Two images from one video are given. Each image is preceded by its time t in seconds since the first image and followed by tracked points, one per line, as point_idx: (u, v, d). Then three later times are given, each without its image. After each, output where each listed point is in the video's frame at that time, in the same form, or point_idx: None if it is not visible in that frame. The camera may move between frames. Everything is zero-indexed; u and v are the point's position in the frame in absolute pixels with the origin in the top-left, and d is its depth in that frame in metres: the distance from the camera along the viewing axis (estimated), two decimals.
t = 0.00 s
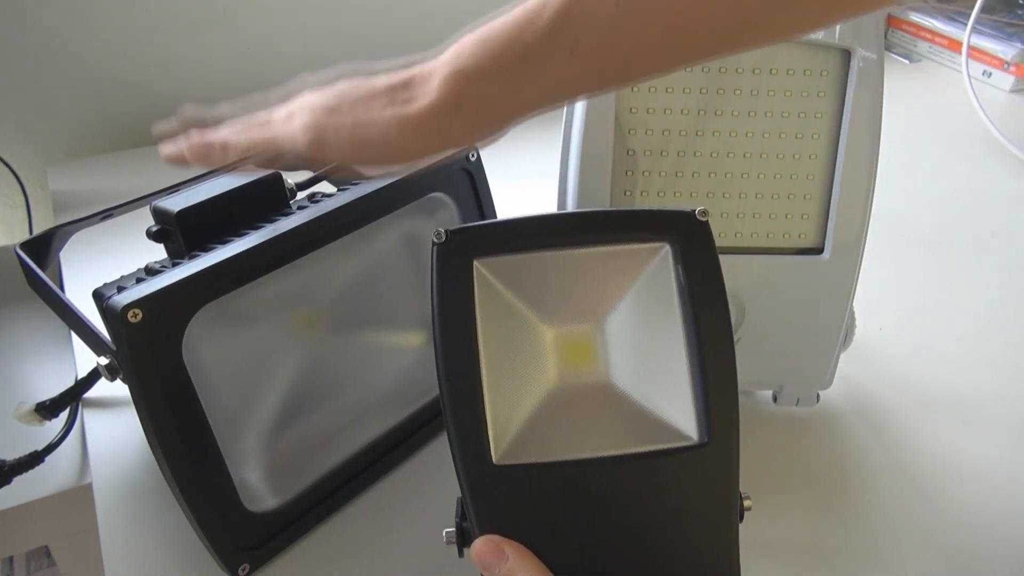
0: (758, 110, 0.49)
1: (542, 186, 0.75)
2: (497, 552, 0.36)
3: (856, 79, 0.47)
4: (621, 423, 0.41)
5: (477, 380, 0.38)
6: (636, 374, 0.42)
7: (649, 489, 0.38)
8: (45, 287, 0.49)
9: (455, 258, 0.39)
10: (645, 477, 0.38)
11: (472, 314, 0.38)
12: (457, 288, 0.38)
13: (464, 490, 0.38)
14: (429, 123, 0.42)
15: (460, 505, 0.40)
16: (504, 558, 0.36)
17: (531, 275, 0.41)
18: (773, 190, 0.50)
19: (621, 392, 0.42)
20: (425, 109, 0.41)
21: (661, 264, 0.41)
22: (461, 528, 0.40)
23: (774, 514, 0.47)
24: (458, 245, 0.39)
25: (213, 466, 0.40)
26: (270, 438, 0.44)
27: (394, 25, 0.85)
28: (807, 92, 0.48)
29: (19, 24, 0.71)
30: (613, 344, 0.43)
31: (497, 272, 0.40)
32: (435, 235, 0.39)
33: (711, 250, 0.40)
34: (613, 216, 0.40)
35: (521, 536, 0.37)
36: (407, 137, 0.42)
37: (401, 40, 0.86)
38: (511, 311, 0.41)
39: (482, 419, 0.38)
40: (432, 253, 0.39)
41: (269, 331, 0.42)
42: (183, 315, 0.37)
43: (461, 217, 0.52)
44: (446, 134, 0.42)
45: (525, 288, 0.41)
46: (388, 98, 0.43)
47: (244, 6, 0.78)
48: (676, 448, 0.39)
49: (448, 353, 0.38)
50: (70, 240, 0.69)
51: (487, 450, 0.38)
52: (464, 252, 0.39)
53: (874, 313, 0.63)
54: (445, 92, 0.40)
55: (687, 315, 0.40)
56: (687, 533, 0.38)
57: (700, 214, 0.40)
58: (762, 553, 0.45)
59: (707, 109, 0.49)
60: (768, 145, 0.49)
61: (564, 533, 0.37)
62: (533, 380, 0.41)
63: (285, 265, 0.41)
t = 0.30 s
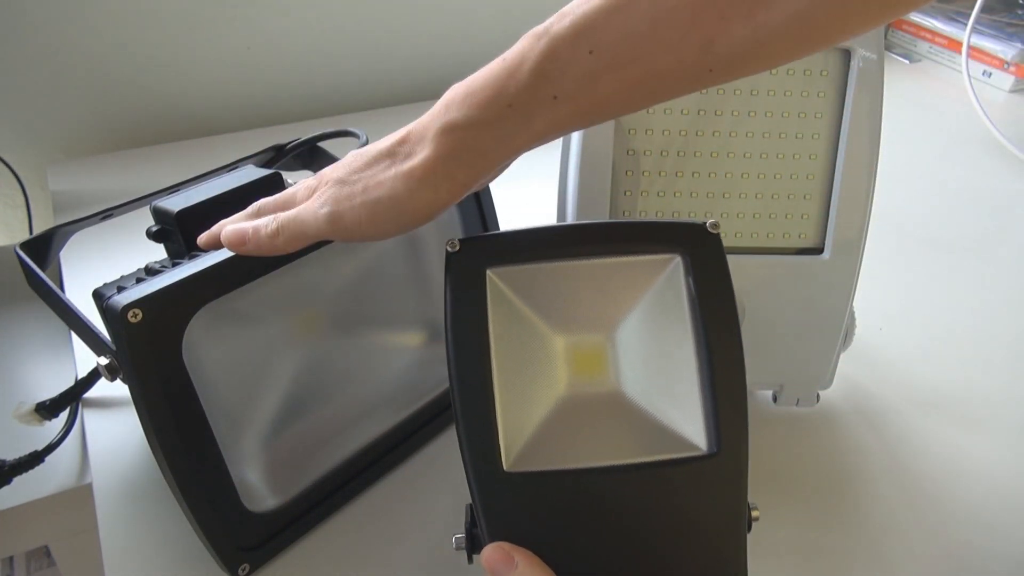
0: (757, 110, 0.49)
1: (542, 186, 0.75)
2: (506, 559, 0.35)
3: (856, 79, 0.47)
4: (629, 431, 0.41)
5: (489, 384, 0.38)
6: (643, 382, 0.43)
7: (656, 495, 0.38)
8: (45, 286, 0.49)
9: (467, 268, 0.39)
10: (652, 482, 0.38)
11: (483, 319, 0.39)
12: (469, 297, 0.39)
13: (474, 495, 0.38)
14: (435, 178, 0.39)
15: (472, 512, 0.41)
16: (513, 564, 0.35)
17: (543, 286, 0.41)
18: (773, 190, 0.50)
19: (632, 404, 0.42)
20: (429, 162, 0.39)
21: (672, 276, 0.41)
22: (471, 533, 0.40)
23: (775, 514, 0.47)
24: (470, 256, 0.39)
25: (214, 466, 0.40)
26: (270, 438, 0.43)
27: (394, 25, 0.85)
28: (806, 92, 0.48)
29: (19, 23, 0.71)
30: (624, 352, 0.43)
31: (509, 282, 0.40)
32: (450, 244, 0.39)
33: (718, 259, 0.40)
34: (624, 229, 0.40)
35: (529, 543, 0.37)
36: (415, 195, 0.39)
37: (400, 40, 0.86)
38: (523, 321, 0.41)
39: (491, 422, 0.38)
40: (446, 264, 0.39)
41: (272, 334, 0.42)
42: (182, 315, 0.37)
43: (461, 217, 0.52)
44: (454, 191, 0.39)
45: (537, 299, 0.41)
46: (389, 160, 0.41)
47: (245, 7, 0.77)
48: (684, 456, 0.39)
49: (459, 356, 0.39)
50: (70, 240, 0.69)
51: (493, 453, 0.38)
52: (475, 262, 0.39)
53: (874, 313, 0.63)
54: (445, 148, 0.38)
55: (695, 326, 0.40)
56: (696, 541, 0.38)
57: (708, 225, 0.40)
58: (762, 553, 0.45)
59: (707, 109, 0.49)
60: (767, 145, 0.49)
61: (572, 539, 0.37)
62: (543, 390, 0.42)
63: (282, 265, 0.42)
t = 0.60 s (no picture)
0: (758, 110, 0.49)
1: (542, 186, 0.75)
2: (499, 559, 0.35)
3: (856, 79, 0.47)
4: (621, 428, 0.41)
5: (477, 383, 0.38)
6: (632, 379, 0.43)
7: (648, 491, 0.38)
8: (45, 287, 0.49)
9: (452, 267, 0.39)
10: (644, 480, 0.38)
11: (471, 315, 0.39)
12: (455, 295, 0.39)
13: (465, 498, 0.38)
14: (438, 179, 0.39)
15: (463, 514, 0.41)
16: (506, 564, 0.35)
17: (529, 285, 0.41)
18: (773, 190, 0.50)
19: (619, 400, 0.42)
20: (432, 164, 0.39)
21: (655, 272, 0.41)
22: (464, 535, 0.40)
23: (775, 514, 0.47)
24: (454, 256, 0.39)
25: (213, 467, 0.40)
26: (271, 438, 0.44)
27: (394, 25, 0.85)
28: (806, 92, 0.48)
29: (20, 24, 0.71)
30: (609, 350, 0.43)
31: (495, 281, 0.40)
32: (431, 248, 0.39)
33: (701, 253, 0.41)
34: (607, 226, 0.41)
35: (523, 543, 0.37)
36: (417, 196, 0.39)
37: (401, 40, 0.86)
38: (509, 320, 0.41)
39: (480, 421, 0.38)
40: (430, 265, 0.40)
41: (271, 333, 0.42)
42: (183, 315, 0.37)
43: (461, 217, 0.52)
44: (456, 193, 0.39)
45: (522, 298, 0.41)
46: (391, 162, 0.42)
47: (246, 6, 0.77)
48: (673, 451, 0.39)
49: (446, 356, 0.38)
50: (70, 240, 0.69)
51: (484, 453, 0.38)
52: (461, 261, 0.39)
53: (874, 313, 0.63)
54: (448, 150, 0.38)
55: (680, 320, 0.40)
56: (690, 537, 0.38)
57: (690, 221, 0.41)
58: (761, 553, 0.45)
59: (707, 109, 0.49)
60: (767, 145, 0.49)
61: (566, 538, 0.37)
62: (531, 388, 0.42)
63: (282, 265, 0.42)
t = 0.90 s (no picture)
0: (758, 110, 0.49)
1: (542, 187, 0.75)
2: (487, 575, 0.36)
3: (856, 79, 0.47)
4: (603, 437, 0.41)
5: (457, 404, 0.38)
6: (615, 387, 0.43)
7: (632, 499, 0.38)
8: (45, 286, 0.49)
9: (428, 283, 0.38)
10: (628, 490, 0.38)
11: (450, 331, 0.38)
12: (431, 315, 0.38)
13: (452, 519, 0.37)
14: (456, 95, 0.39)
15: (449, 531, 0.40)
16: None
17: (507, 297, 0.40)
18: (774, 190, 0.50)
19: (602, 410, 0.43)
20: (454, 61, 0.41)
21: (633, 279, 0.41)
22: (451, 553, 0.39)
23: (774, 515, 0.47)
24: (429, 272, 0.38)
25: (213, 467, 0.40)
26: (270, 438, 0.44)
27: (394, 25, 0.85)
28: (806, 92, 0.48)
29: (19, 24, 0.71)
30: (591, 359, 0.43)
31: (472, 296, 0.39)
32: (406, 266, 0.38)
33: (677, 258, 0.40)
34: (585, 235, 0.40)
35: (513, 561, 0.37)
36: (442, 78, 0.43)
37: (401, 40, 0.86)
38: (488, 334, 0.41)
39: (461, 441, 0.37)
40: (405, 285, 0.38)
41: (270, 330, 0.43)
42: (183, 314, 0.37)
43: (461, 217, 0.52)
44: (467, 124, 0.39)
45: (500, 310, 0.41)
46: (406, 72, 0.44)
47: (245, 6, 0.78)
48: (656, 459, 0.39)
49: (425, 376, 0.37)
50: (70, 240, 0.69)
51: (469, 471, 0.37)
52: (436, 276, 0.38)
53: (874, 313, 0.63)
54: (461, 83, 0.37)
55: (659, 328, 0.40)
56: (676, 541, 0.38)
57: (663, 226, 0.40)
58: (760, 553, 0.45)
59: (707, 109, 0.49)
60: (767, 145, 0.49)
61: (553, 553, 0.37)
62: (513, 400, 0.41)
63: (287, 264, 0.41)
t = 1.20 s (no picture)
0: (758, 110, 0.49)
1: (542, 187, 0.75)
2: (467, 558, 0.36)
3: (856, 79, 0.47)
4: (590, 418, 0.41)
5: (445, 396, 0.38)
6: (599, 382, 0.43)
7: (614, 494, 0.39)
8: (45, 286, 0.49)
9: (416, 283, 0.38)
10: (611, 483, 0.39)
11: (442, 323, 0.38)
12: (418, 309, 0.38)
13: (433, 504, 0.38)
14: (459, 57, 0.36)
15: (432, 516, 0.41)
16: (474, 563, 0.36)
17: (496, 293, 0.41)
18: (774, 190, 0.50)
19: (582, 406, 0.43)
20: None
21: (618, 282, 0.41)
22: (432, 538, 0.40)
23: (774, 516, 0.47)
24: (419, 270, 0.38)
25: (213, 468, 0.40)
26: (269, 442, 0.44)
27: (394, 25, 0.85)
28: (806, 92, 0.48)
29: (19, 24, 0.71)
30: (575, 354, 0.43)
31: (463, 291, 0.40)
32: (403, 257, 0.38)
33: (661, 262, 0.40)
34: (575, 236, 0.40)
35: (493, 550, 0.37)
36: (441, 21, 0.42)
37: (401, 40, 0.86)
38: (476, 328, 0.41)
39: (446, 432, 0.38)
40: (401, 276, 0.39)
41: (269, 333, 0.43)
42: (183, 314, 0.37)
43: (461, 217, 0.52)
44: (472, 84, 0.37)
45: (489, 305, 0.41)
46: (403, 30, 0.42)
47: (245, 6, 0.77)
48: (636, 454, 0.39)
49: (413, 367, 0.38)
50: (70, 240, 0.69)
51: (451, 462, 0.38)
52: (426, 274, 0.38)
53: (873, 313, 0.63)
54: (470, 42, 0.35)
55: (642, 331, 0.40)
56: (654, 536, 0.39)
57: (651, 232, 0.41)
58: (760, 553, 0.45)
59: (707, 109, 0.49)
60: (768, 145, 0.49)
61: (532, 542, 0.38)
62: (497, 393, 0.41)
63: (287, 264, 0.41)
